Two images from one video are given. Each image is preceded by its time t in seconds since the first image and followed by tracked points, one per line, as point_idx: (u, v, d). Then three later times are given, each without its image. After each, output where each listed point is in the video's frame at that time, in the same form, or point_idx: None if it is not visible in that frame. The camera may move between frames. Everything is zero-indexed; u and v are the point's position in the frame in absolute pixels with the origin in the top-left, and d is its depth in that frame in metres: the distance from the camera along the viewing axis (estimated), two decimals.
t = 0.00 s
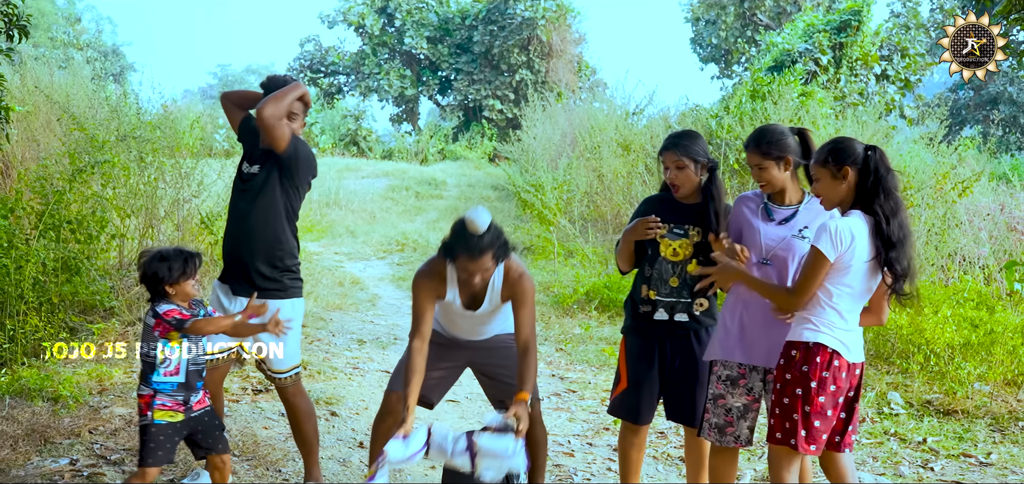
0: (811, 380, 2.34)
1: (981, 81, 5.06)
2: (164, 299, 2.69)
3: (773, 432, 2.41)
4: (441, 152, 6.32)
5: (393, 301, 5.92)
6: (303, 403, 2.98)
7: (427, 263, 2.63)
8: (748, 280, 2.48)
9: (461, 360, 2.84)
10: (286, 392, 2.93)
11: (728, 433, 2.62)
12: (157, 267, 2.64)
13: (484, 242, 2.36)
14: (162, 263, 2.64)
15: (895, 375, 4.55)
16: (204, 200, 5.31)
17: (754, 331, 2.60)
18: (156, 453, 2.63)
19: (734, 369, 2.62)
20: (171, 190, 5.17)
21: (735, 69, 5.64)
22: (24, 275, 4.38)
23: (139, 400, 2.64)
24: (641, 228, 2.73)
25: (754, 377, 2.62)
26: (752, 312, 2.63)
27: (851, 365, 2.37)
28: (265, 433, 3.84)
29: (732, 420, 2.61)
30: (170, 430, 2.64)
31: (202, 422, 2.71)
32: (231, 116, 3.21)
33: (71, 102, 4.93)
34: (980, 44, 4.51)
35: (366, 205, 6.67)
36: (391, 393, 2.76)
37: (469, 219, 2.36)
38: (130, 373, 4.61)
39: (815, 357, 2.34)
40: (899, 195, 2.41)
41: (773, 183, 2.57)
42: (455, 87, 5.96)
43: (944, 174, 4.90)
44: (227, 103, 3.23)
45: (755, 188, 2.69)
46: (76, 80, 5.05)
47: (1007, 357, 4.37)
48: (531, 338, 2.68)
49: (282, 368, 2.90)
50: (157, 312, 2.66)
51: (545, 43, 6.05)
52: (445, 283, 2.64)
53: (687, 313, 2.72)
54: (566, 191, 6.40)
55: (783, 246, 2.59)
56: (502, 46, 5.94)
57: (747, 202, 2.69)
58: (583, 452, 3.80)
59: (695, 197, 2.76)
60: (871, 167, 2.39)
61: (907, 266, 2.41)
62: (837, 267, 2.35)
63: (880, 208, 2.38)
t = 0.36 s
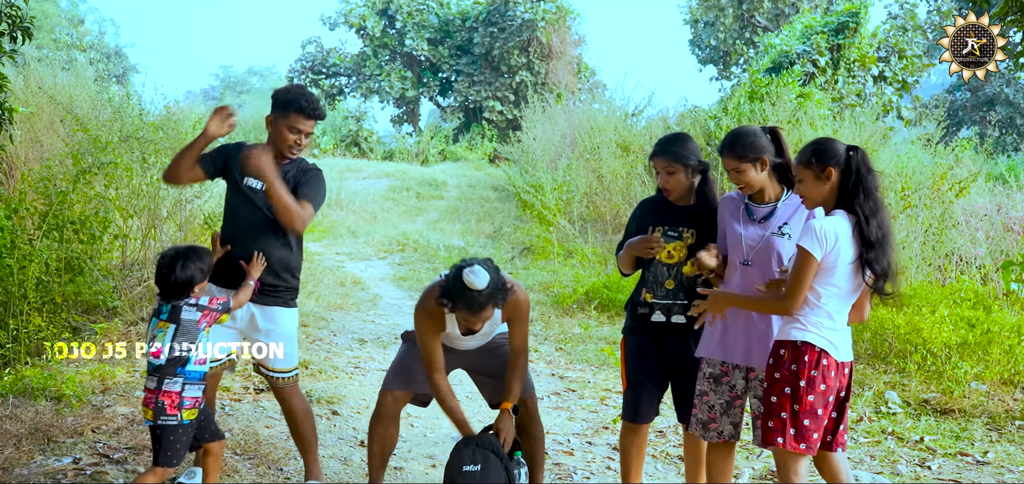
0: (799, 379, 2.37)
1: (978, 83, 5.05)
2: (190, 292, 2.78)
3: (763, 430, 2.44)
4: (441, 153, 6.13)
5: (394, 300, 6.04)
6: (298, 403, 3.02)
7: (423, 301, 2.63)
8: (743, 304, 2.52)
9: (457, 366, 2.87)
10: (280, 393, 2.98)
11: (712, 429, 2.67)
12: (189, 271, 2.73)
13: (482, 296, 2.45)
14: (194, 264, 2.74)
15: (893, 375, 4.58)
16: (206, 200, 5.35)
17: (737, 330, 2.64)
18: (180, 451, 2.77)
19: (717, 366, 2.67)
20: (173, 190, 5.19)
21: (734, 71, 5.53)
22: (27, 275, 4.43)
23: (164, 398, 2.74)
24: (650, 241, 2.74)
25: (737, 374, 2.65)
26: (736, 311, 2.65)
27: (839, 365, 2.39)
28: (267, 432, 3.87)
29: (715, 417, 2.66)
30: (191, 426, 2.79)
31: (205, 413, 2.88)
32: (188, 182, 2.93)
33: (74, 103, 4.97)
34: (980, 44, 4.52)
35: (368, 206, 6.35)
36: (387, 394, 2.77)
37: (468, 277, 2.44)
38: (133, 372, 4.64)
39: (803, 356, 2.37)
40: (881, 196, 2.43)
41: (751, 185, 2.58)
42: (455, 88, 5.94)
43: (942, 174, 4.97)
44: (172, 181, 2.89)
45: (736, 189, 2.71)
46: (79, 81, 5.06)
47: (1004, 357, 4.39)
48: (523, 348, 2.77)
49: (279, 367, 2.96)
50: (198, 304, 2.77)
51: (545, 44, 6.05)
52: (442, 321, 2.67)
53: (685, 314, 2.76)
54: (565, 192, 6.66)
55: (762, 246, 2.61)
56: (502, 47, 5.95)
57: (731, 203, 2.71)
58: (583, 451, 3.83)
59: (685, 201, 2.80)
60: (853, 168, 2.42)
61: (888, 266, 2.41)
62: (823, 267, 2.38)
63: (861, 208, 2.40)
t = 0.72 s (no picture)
0: (796, 381, 2.37)
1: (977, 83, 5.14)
2: (175, 292, 2.71)
3: (760, 432, 2.45)
4: (442, 154, 6.33)
5: (394, 300, 6.00)
6: (309, 396, 2.97)
7: (439, 308, 2.57)
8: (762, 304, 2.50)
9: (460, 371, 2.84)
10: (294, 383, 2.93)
11: (714, 429, 2.65)
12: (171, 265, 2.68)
13: (507, 314, 2.37)
14: (177, 259, 2.68)
15: (892, 375, 4.57)
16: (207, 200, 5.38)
17: (738, 331, 2.64)
18: (163, 446, 2.66)
19: (717, 367, 2.67)
20: (174, 191, 5.21)
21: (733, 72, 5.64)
22: (29, 275, 4.41)
23: (140, 392, 2.65)
24: (624, 246, 2.72)
25: (737, 374, 2.65)
26: (734, 311, 2.66)
27: (836, 366, 2.40)
28: (268, 431, 3.88)
29: (716, 417, 2.65)
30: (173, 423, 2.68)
31: (201, 419, 2.75)
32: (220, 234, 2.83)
33: (74, 103, 4.98)
34: (980, 44, 4.53)
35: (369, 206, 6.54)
36: (390, 399, 2.74)
37: (494, 294, 2.37)
38: (133, 372, 4.65)
39: (799, 358, 2.37)
40: (871, 196, 2.42)
41: (741, 185, 2.58)
42: (456, 88, 6.01)
43: (941, 175, 4.97)
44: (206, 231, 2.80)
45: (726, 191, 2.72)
46: (80, 81, 5.11)
47: (1003, 357, 4.39)
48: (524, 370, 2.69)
49: (295, 357, 2.93)
50: (170, 305, 2.68)
51: (545, 45, 6.08)
52: (455, 330, 2.60)
53: (660, 312, 2.74)
54: (565, 192, 6.59)
55: (756, 246, 2.62)
56: (502, 48, 5.99)
57: (722, 206, 2.72)
58: (583, 450, 3.84)
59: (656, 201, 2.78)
60: (843, 168, 2.40)
61: (879, 266, 2.41)
62: (818, 269, 2.38)
63: (851, 208, 2.39)
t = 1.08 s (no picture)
0: (782, 381, 2.41)
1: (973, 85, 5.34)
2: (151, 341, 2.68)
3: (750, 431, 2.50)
4: (442, 156, 6.37)
5: (395, 300, 6.06)
6: (314, 392, 3.00)
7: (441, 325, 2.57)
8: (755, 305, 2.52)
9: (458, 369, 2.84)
10: (298, 379, 2.95)
11: (710, 428, 2.66)
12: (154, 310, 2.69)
13: (510, 333, 2.37)
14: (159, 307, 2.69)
15: (888, 374, 4.64)
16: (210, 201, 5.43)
17: (734, 332, 2.65)
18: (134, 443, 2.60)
19: (713, 367, 2.68)
20: (177, 192, 5.28)
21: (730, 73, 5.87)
22: (34, 274, 4.44)
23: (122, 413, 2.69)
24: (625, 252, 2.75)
25: (732, 374, 2.67)
26: (728, 312, 2.68)
27: (826, 366, 2.41)
28: (270, 430, 3.92)
29: (712, 416, 2.66)
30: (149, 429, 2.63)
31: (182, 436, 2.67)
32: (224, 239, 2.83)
33: (80, 105, 5.05)
34: (980, 44, 4.56)
35: (370, 207, 6.51)
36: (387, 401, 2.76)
37: (497, 313, 2.37)
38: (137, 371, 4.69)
39: (784, 358, 2.41)
40: (851, 195, 2.38)
41: (737, 186, 2.61)
42: (457, 91, 6.07)
43: (937, 176, 5.01)
44: (213, 236, 2.79)
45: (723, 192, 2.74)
46: (84, 84, 5.15)
47: (998, 356, 4.44)
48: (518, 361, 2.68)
49: (299, 353, 2.95)
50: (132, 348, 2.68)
51: (544, 47, 6.24)
52: (455, 347, 2.58)
53: (659, 313, 2.77)
54: (564, 193, 6.70)
55: (753, 247, 2.64)
56: (502, 50, 6.11)
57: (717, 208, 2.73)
58: (582, 448, 3.88)
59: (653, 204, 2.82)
60: (818, 167, 2.39)
61: (859, 266, 2.38)
62: (798, 272, 2.40)
63: (823, 210, 2.38)
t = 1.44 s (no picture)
0: (781, 380, 2.42)
1: (968, 88, 5.69)
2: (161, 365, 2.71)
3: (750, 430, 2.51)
4: (443, 156, 6.75)
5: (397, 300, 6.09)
6: (310, 388, 3.02)
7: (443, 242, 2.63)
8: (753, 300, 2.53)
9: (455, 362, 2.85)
10: (298, 375, 2.98)
11: (710, 428, 2.66)
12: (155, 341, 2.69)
13: (524, 252, 2.46)
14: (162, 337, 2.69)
15: (884, 372, 4.70)
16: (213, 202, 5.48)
17: (733, 331, 2.66)
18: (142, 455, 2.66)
19: (713, 367, 2.68)
20: (181, 192, 5.33)
21: (728, 75, 6.09)
22: (38, 275, 4.48)
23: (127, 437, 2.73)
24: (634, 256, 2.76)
25: (732, 374, 2.67)
26: (728, 311, 2.70)
27: (825, 364, 2.43)
28: (272, 428, 3.96)
29: (713, 415, 2.66)
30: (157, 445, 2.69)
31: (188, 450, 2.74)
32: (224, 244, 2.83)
33: (85, 106, 5.12)
34: (980, 44, 4.56)
35: (371, 207, 6.92)
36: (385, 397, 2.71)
37: (514, 231, 2.44)
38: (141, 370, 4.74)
39: (782, 356, 2.43)
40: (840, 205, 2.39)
41: (734, 186, 2.63)
42: (457, 92, 6.27)
43: (932, 176, 5.10)
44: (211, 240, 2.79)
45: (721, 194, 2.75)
46: (89, 85, 5.29)
47: (993, 356, 4.46)
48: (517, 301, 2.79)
49: (298, 348, 2.98)
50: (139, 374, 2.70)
51: (542, 50, 6.48)
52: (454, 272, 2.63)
53: (662, 313, 2.78)
54: (564, 194, 6.62)
55: (752, 246, 2.66)
56: (502, 52, 6.29)
57: (716, 209, 2.75)
58: (581, 447, 3.90)
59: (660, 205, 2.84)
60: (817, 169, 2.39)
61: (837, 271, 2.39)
62: (790, 269, 2.43)
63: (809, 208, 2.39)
